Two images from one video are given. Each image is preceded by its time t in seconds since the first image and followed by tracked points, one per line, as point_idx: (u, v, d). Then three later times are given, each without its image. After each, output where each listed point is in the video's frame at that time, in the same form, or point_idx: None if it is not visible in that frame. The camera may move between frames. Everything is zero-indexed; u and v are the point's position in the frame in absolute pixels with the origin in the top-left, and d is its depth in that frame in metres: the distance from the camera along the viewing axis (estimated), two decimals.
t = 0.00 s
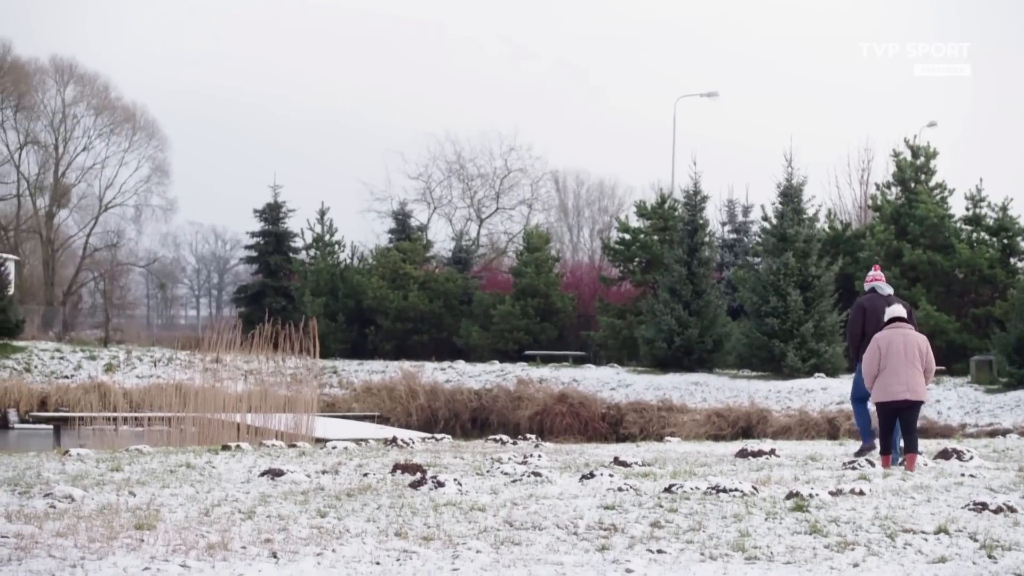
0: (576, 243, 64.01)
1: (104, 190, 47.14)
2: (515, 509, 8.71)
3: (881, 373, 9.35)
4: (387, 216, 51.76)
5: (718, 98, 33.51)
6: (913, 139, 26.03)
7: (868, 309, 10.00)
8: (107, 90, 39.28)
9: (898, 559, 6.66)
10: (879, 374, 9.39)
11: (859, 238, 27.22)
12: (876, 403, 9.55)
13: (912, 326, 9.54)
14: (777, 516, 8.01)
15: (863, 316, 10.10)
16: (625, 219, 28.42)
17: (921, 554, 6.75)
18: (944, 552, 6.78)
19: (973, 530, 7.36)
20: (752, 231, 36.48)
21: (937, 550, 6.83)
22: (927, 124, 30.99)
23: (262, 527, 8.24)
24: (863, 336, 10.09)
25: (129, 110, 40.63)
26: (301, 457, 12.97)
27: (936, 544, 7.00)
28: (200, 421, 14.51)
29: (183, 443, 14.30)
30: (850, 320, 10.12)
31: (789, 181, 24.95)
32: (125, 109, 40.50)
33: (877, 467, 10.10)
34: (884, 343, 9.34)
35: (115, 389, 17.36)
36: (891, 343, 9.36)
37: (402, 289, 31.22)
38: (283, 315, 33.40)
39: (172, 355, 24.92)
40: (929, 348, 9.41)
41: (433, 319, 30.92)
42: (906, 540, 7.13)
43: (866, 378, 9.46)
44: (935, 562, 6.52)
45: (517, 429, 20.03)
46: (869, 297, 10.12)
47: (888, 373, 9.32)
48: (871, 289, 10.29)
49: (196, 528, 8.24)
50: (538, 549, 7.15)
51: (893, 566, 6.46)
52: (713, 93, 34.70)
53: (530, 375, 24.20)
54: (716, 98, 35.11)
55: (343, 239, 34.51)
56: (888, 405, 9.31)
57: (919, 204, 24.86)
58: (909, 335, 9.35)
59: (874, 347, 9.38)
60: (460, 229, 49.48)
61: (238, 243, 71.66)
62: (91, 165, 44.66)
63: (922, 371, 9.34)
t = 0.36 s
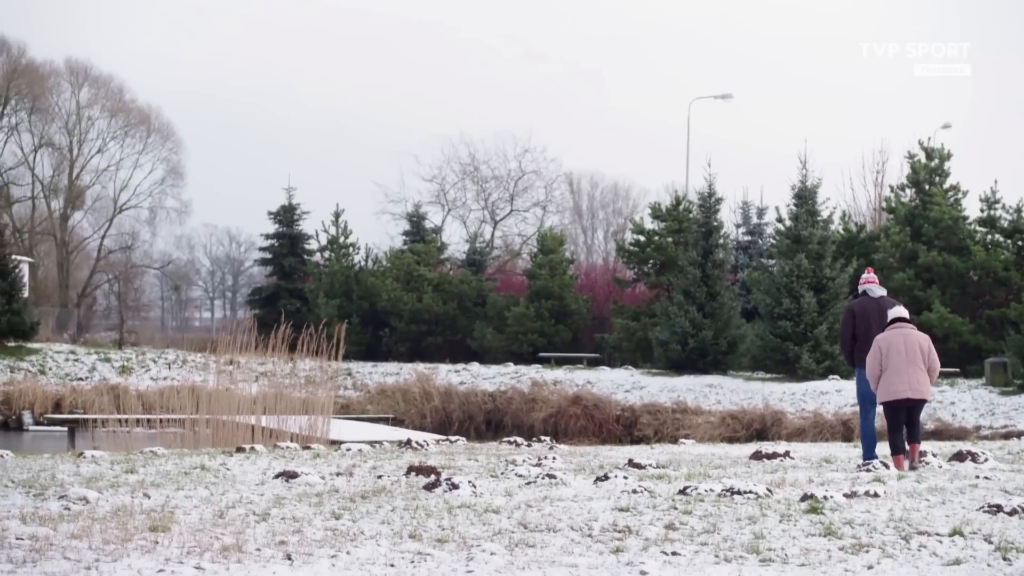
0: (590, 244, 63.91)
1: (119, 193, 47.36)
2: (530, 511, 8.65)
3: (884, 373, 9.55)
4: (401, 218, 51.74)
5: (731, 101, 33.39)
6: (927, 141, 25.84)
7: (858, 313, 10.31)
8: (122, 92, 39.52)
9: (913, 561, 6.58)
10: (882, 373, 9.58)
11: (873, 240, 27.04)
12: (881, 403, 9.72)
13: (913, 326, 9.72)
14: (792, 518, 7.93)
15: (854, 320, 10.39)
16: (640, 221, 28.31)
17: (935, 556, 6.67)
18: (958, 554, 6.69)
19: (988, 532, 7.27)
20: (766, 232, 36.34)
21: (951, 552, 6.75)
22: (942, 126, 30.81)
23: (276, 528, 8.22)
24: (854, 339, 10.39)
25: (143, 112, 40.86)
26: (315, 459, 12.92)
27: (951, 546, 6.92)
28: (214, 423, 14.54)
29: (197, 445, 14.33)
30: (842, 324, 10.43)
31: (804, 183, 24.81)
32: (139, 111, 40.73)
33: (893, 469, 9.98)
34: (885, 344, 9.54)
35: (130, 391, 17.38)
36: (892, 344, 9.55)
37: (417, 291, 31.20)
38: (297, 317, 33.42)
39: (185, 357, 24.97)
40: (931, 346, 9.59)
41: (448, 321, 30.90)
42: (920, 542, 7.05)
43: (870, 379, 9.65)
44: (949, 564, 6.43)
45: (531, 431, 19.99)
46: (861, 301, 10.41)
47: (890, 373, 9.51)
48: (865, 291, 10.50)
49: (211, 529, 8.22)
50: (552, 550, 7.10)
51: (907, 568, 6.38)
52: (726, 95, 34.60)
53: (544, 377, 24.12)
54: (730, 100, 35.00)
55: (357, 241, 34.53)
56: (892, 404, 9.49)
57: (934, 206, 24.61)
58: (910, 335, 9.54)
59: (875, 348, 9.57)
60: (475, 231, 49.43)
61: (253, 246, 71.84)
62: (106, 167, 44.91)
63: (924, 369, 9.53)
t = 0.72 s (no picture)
0: (605, 247, 63.85)
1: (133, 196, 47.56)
2: (544, 514, 8.60)
3: (896, 375, 9.50)
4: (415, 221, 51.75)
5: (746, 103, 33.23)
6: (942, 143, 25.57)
7: (867, 318, 10.22)
8: (136, 96, 39.70)
9: (927, 564, 6.49)
10: (894, 376, 9.53)
11: (888, 243, 26.90)
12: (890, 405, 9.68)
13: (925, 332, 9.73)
14: (806, 521, 7.85)
15: (862, 325, 10.33)
16: (654, 224, 28.21)
17: (950, 559, 6.58)
18: (973, 557, 6.61)
19: (1004, 536, 7.18)
20: (781, 235, 36.19)
21: (966, 556, 6.66)
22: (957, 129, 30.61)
23: (290, 531, 8.19)
24: (862, 343, 10.31)
25: (158, 116, 41.01)
26: (329, 462, 12.90)
27: (966, 550, 6.83)
28: (228, 425, 14.55)
29: (211, 447, 14.35)
30: (850, 329, 10.34)
31: (818, 186, 24.68)
32: (154, 114, 40.88)
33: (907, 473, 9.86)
34: (901, 347, 9.51)
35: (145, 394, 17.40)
36: (906, 347, 9.52)
37: (431, 294, 31.17)
38: (311, 319, 33.46)
39: (199, 360, 25.03)
40: (942, 353, 9.60)
41: (462, 324, 30.87)
42: (935, 545, 6.97)
43: (880, 380, 9.60)
44: (964, 567, 6.35)
45: (546, 434, 19.92)
46: (869, 306, 10.34)
47: (903, 376, 9.47)
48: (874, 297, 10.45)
49: (226, 532, 8.20)
50: (567, 554, 7.04)
51: (922, 572, 6.29)
52: (740, 98, 34.44)
53: (558, 380, 24.03)
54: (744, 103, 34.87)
55: (371, 244, 34.57)
56: (903, 407, 9.46)
57: (948, 209, 24.42)
58: (924, 340, 9.54)
59: (890, 350, 9.53)
60: (489, 234, 49.39)
61: (267, 248, 72.05)
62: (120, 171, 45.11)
63: (935, 374, 9.52)
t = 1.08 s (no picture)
0: (619, 250, 63.74)
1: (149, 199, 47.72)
2: (559, 516, 8.53)
3: (906, 374, 9.40)
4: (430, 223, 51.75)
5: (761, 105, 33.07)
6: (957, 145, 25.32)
7: (883, 317, 10.16)
8: (152, 99, 39.86)
9: (942, 567, 6.41)
10: (903, 375, 9.43)
11: (903, 245, 26.72)
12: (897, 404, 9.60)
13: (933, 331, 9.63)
14: (822, 524, 7.76)
15: (877, 323, 10.28)
16: (669, 227, 28.11)
17: (965, 562, 6.49)
18: (989, 559, 6.52)
19: (1021, 539, 7.08)
20: (795, 238, 36.02)
21: (981, 558, 6.57)
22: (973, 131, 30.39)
23: (305, 534, 8.15)
24: (876, 342, 10.27)
25: (173, 119, 41.13)
26: (343, 465, 12.87)
27: (982, 552, 6.74)
28: (242, 428, 14.55)
29: (225, 450, 14.35)
30: (865, 327, 10.29)
31: (833, 189, 24.53)
32: (169, 117, 41.00)
33: (923, 476, 9.76)
34: (910, 346, 9.38)
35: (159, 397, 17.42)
36: (916, 347, 9.41)
37: (446, 297, 31.12)
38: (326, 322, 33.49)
39: (214, 363, 25.09)
40: (950, 353, 9.51)
41: (476, 327, 30.83)
42: (950, 548, 6.87)
43: (888, 379, 9.51)
44: (979, 570, 6.26)
45: (560, 437, 19.83)
46: (885, 305, 10.27)
47: (912, 375, 9.37)
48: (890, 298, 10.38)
49: (240, 535, 8.18)
50: (582, 556, 6.98)
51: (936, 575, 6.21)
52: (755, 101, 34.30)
53: (573, 383, 23.95)
54: (760, 106, 34.72)
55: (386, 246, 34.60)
56: (910, 407, 9.37)
57: (964, 212, 24.21)
58: (932, 339, 9.44)
59: (899, 349, 9.40)
60: (504, 237, 49.36)
61: (282, 251, 72.23)
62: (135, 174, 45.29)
63: (943, 374, 9.44)
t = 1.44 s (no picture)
0: (631, 252, 63.62)
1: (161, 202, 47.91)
2: (571, 519, 8.50)
3: (900, 381, 9.48)
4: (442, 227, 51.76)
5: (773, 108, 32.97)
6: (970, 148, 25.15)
7: (879, 325, 10.20)
8: (164, 101, 40.27)
9: (955, 570, 6.34)
10: (898, 382, 9.50)
11: (915, 248, 26.57)
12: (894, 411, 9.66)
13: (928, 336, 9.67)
14: (834, 527, 7.70)
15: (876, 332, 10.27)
16: (681, 230, 28.02)
17: (978, 566, 6.43)
18: (1001, 563, 6.45)
19: None
20: (808, 240, 35.88)
21: (994, 562, 6.50)
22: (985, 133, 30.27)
23: (317, 536, 8.14)
24: (875, 351, 10.24)
25: (185, 121, 41.38)
26: (355, 467, 12.85)
27: (995, 556, 6.68)
28: (255, 431, 14.49)
29: (239, 452, 14.28)
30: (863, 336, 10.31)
31: (845, 191, 24.42)
32: (181, 120, 41.25)
33: (934, 479, 9.69)
34: (902, 353, 9.46)
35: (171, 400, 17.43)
36: (909, 353, 9.47)
37: (458, 299, 31.10)
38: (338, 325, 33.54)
39: (226, 366, 25.13)
40: (945, 356, 9.54)
41: (488, 330, 30.77)
42: (963, 551, 6.80)
43: (884, 387, 9.58)
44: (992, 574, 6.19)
45: (572, 440, 19.78)
46: (882, 312, 10.24)
47: (906, 382, 9.44)
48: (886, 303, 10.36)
49: (253, 538, 8.16)
50: (594, 559, 6.94)
51: None
52: (768, 103, 34.16)
53: (585, 386, 23.89)
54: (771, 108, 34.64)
55: (398, 249, 34.63)
56: (906, 413, 9.43)
57: (976, 214, 24.04)
58: (926, 345, 9.48)
59: (892, 356, 9.47)
60: (516, 239, 49.32)
61: (294, 253, 72.40)
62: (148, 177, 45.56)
63: (939, 378, 9.49)
